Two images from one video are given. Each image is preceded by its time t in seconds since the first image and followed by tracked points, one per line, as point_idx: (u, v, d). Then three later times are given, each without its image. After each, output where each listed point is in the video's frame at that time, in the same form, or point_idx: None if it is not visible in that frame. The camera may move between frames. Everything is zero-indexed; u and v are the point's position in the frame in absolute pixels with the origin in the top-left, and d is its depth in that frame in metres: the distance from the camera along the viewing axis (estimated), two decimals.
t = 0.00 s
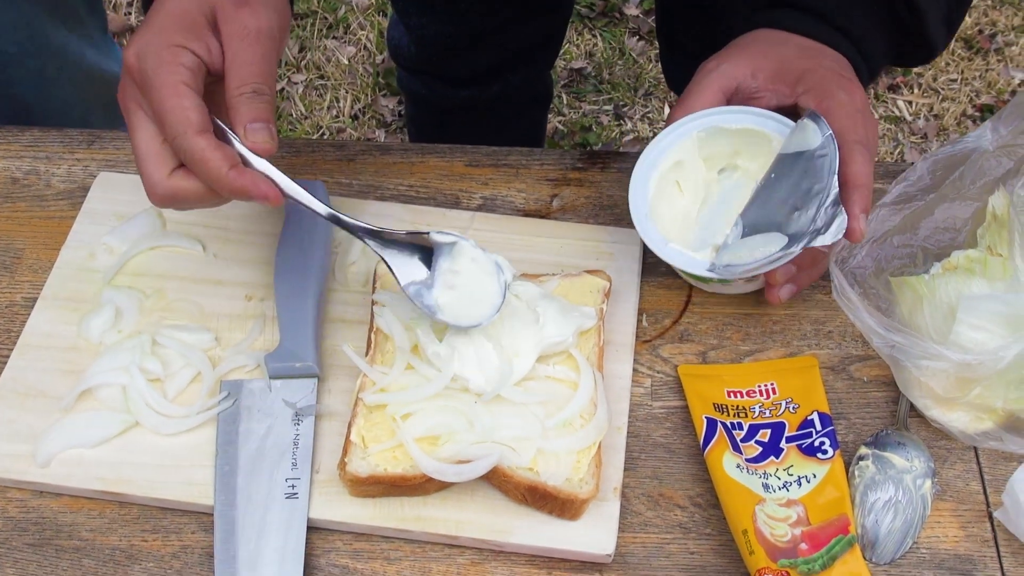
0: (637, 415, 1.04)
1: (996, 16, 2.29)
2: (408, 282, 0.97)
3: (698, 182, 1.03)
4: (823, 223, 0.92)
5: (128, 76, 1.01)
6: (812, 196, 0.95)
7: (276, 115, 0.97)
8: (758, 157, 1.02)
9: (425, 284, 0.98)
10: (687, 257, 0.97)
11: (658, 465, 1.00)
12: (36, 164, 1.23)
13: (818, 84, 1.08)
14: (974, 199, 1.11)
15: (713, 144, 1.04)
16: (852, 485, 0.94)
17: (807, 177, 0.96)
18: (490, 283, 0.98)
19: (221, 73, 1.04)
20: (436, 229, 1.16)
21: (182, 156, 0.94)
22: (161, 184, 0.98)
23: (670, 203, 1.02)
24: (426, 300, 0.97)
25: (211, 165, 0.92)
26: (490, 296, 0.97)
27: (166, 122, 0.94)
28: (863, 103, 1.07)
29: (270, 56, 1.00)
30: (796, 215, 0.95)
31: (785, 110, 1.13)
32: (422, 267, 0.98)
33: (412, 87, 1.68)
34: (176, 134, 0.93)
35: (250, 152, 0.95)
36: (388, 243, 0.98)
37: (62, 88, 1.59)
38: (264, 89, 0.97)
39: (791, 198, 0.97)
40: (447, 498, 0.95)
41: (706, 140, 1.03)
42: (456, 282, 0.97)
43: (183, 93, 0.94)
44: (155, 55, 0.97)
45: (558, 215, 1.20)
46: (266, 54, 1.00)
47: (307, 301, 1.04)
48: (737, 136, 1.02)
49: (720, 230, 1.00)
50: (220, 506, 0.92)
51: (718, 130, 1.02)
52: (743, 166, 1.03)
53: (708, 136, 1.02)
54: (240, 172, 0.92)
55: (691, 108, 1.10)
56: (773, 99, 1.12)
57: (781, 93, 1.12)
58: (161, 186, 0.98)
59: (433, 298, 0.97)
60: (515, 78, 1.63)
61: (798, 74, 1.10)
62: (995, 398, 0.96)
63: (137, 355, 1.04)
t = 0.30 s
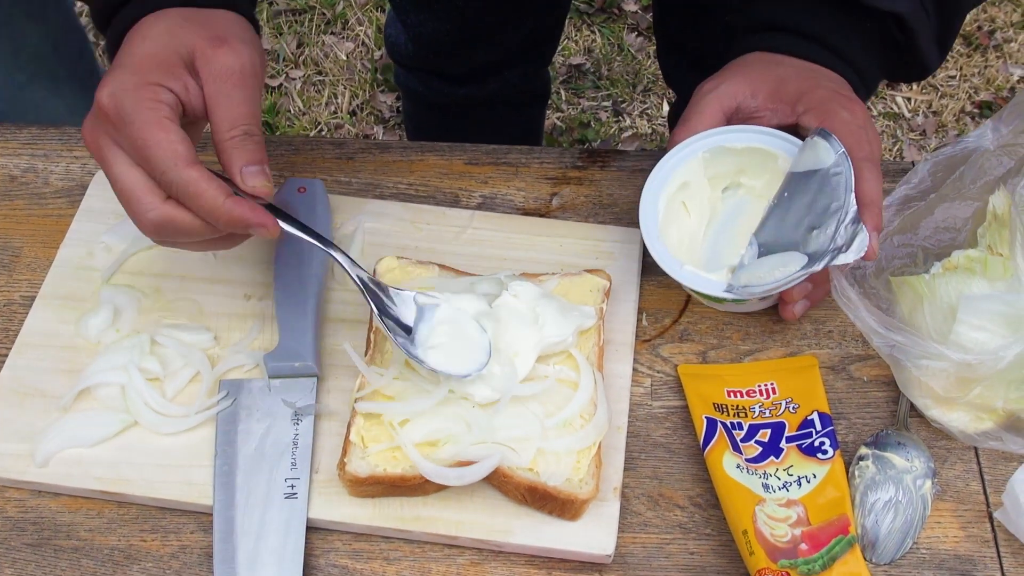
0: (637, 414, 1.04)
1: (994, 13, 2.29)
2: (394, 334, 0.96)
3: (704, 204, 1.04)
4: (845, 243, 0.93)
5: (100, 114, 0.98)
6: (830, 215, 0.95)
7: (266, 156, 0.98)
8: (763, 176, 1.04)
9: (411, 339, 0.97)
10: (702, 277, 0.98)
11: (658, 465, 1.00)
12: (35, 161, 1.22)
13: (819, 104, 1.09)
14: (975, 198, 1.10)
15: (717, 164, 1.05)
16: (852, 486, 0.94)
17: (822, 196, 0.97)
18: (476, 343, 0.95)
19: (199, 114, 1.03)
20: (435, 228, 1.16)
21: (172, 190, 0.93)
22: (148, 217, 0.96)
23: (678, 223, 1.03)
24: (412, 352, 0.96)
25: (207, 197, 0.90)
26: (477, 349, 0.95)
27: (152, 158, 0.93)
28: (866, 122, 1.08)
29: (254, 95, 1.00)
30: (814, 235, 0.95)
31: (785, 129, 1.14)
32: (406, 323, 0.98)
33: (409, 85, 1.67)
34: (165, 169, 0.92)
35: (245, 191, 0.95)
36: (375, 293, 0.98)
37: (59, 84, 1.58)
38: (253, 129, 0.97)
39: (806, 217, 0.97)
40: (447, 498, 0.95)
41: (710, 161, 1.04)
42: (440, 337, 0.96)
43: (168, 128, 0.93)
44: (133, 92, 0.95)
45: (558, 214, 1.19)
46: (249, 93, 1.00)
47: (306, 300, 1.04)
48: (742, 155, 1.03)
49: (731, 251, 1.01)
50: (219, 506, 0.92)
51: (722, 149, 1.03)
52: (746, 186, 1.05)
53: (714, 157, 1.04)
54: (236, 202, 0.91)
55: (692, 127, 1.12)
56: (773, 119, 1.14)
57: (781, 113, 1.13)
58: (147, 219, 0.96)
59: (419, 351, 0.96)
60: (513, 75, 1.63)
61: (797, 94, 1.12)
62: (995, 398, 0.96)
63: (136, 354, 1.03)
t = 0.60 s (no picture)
0: (631, 413, 1.03)
1: (990, 10, 2.29)
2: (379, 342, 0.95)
3: (698, 202, 1.04)
4: (839, 239, 0.92)
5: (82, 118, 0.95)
6: (824, 212, 0.94)
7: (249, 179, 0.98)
8: (757, 174, 1.03)
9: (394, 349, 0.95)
10: (695, 276, 0.97)
11: (653, 464, 0.99)
12: (26, 157, 1.21)
13: (811, 102, 1.09)
14: (970, 196, 1.10)
15: (711, 162, 1.04)
16: (847, 484, 0.94)
17: (816, 193, 0.96)
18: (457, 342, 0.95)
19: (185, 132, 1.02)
20: (428, 225, 1.15)
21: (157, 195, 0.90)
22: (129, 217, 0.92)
23: (672, 222, 1.02)
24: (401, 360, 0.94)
25: (195, 202, 0.88)
26: (460, 365, 0.94)
27: (139, 160, 0.90)
28: (857, 120, 1.08)
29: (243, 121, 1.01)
30: (808, 232, 0.95)
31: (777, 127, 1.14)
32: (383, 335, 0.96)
33: (402, 83, 1.67)
34: (153, 172, 0.90)
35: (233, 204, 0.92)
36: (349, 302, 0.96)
37: (52, 77, 1.57)
38: (240, 153, 0.98)
39: (800, 214, 0.97)
40: (440, 497, 0.95)
41: (703, 160, 1.04)
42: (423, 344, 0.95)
43: (160, 132, 0.92)
44: (123, 98, 0.94)
45: (552, 211, 1.19)
46: (240, 117, 1.00)
47: (298, 297, 1.03)
48: (736, 153, 1.03)
49: (725, 249, 1.00)
50: (211, 505, 0.91)
51: (715, 148, 1.03)
52: (741, 184, 1.04)
53: (707, 155, 1.03)
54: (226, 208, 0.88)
55: (685, 126, 1.11)
56: (765, 117, 1.14)
57: (773, 111, 1.13)
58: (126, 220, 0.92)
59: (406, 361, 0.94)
60: (506, 71, 1.62)
61: (788, 93, 1.12)
62: (990, 396, 0.96)
63: (128, 352, 1.03)
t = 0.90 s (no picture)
0: (628, 409, 1.03)
1: (987, 5, 2.28)
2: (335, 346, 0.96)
3: (695, 199, 1.03)
4: (837, 235, 0.91)
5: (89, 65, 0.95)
6: (822, 208, 0.94)
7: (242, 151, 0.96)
8: (753, 170, 1.03)
9: (354, 352, 0.96)
10: (692, 272, 0.97)
11: (650, 460, 0.99)
12: (20, 153, 1.21)
13: (807, 98, 1.09)
14: (968, 191, 1.09)
15: (706, 158, 1.04)
16: (844, 480, 0.94)
17: (814, 188, 0.96)
18: (419, 366, 0.93)
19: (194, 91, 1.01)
20: (424, 220, 1.15)
21: (132, 167, 0.91)
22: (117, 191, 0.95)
23: (669, 219, 1.02)
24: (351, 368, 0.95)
25: (166, 185, 0.88)
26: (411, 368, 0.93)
27: (122, 130, 0.90)
28: (853, 115, 1.08)
29: (248, 93, 0.99)
30: (806, 228, 0.95)
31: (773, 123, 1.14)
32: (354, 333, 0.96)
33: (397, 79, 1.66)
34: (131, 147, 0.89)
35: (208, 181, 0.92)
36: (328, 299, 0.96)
37: (48, 72, 1.56)
38: (235, 125, 0.96)
39: (797, 209, 0.96)
40: (436, 494, 0.94)
41: (699, 157, 1.04)
42: (385, 357, 0.94)
43: (147, 106, 0.90)
44: (126, 60, 0.93)
45: (548, 206, 1.19)
46: (244, 90, 0.98)
47: (293, 293, 1.03)
48: (732, 149, 1.03)
49: (722, 246, 1.00)
50: (206, 502, 0.91)
51: (711, 144, 1.03)
52: (737, 181, 1.04)
53: (703, 151, 1.03)
54: (195, 198, 0.90)
55: (681, 123, 1.11)
56: (761, 113, 1.13)
57: (769, 107, 1.13)
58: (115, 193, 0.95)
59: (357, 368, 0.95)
60: (503, 66, 1.62)
61: (784, 89, 1.12)
62: (988, 392, 0.96)
63: (122, 348, 1.02)
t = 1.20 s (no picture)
0: (629, 405, 1.03)
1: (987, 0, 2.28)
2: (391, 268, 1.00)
3: (697, 197, 1.03)
4: (841, 232, 0.91)
5: None
6: (826, 205, 0.94)
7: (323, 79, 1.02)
8: (755, 169, 1.03)
9: (408, 276, 0.99)
10: (696, 271, 0.97)
11: (650, 456, 0.99)
12: (20, 150, 1.21)
13: (807, 95, 1.09)
14: (968, 186, 1.09)
15: (707, 157, 1.04)
16: (845, 476, 0.94)
17: (817, 185, 0.96)
18: (468, 294, 0.97)
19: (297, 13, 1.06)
20: (425, 216, 1.15)
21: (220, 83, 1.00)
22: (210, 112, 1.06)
23: (671, 218, 1.02)
24: (404, 290, 0.99)
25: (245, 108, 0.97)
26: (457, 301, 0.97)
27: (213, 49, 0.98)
28: (854, 112, 1.08)
29: (334, 28, 1.01)
30: (809, 226, 0.95)
31: (773, 121, 1.14)
32: (408, 259, 1.00)
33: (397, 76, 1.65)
34: (219, 69, 0.98)
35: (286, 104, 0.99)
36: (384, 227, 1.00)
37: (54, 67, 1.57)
38: (317, 55, 1.00)
39: (801, 207, 0.96)
40: (436, 490, 0.94)
41: (701, 156, 1.03)
42: (436, 284, 0.98)
43: (236, 29, 0.97)
44: None
45: (549, 203, 1.18)
46: (329, 27, 1.00)
47: (295, 289, 1.03)
48: (732, 147, 1.03)
49: (725, 244, 1.00)
50: (208, 498, 0.91)
51: (712, 142, 1.03)
52: (738, 179, 1.04)
53: (704, 150, 1.03)
54: (269, 121, 0.98)
55: (681, 122, 1.10)
56: (761, 111, 1.13)
57: (769, 105, 1.13)
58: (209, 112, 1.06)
59: (411, 291, 0.98)
60: (503, 63, 1.62)
61: (784, 86, 1.12)
62: (988, 388, 0.96)
63: (123, 345, 1.02)
